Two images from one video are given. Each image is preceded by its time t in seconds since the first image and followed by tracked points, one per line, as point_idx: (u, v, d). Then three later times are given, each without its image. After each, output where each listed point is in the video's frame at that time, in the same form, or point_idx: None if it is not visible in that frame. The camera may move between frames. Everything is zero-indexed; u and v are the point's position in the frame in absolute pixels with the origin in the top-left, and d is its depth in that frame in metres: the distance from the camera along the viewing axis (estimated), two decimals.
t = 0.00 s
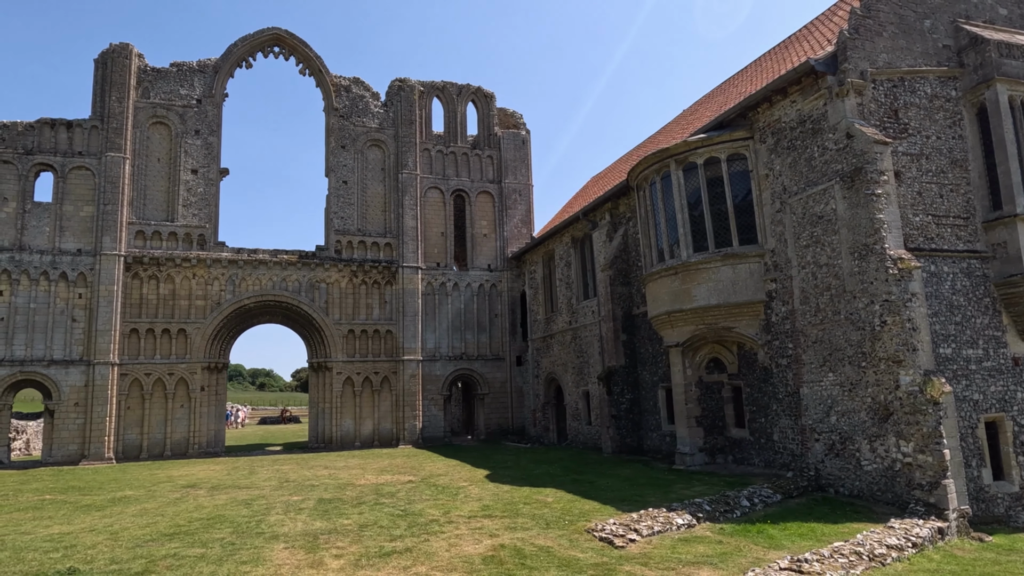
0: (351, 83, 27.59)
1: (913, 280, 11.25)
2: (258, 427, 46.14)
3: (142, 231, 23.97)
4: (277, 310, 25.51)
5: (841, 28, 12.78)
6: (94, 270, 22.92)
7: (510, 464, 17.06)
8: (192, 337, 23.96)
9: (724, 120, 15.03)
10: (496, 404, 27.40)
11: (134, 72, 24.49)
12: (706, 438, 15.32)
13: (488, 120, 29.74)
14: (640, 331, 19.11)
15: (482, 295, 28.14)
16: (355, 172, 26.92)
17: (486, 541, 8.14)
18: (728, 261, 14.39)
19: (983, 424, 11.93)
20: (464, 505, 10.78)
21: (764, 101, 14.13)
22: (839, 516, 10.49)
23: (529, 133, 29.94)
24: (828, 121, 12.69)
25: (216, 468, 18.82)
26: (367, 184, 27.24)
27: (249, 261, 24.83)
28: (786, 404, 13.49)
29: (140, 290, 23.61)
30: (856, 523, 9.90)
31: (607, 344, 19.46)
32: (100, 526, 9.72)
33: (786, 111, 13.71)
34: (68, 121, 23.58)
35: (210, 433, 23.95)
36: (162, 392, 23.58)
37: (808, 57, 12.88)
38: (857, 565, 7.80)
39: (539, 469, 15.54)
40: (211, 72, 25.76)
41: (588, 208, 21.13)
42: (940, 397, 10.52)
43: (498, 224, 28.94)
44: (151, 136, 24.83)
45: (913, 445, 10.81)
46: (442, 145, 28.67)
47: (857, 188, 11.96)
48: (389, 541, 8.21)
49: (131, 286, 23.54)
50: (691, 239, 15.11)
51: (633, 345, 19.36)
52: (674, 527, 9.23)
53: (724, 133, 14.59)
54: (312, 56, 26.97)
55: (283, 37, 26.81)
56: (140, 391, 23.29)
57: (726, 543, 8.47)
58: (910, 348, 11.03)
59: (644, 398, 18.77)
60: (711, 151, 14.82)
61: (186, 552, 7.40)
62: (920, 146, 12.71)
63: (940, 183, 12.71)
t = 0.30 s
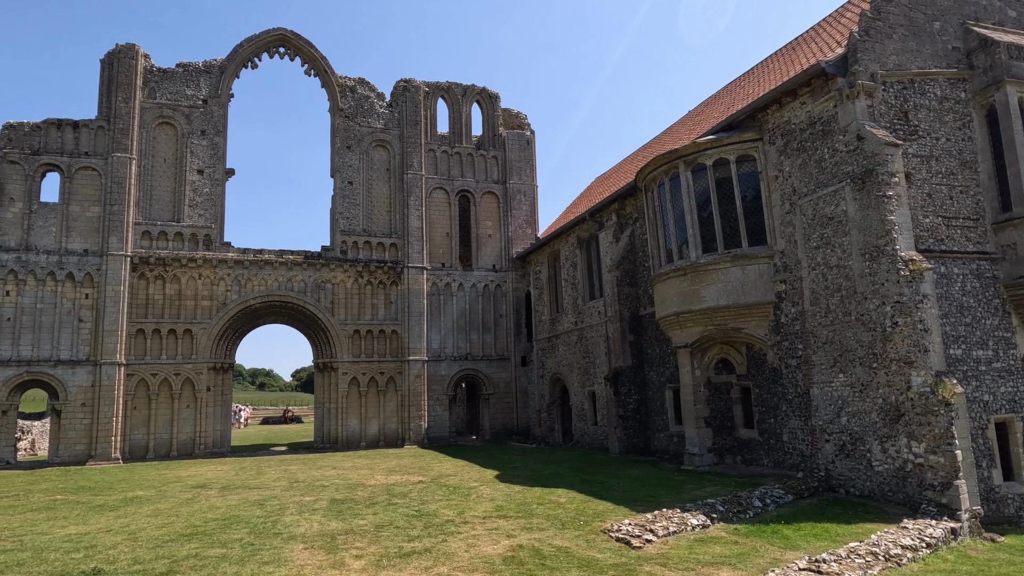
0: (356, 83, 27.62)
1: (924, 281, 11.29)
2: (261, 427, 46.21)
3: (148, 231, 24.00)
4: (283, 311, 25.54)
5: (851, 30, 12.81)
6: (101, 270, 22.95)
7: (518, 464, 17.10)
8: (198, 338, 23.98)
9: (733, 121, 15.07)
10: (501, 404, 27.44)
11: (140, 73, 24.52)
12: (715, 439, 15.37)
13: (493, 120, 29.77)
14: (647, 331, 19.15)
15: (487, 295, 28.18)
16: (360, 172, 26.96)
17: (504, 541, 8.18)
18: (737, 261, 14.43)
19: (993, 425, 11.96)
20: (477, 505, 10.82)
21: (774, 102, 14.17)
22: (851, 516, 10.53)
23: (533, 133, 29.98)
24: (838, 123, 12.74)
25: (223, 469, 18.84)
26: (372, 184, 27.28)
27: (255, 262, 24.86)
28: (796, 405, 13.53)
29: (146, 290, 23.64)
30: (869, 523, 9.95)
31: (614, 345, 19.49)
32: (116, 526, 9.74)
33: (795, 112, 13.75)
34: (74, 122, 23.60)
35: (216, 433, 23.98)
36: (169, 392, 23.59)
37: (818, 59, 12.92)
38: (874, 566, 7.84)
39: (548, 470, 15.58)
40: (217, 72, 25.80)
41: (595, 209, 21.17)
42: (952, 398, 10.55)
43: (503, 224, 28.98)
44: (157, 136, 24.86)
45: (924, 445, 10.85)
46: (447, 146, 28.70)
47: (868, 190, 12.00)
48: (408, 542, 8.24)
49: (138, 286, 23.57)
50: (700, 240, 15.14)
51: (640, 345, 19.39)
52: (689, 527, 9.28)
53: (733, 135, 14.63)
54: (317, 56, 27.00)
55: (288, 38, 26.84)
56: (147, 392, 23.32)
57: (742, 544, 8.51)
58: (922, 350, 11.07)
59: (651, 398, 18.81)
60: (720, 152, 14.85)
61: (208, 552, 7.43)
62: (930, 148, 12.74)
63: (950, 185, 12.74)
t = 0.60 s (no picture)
0: (361, 83, 27.64)
1: (937, 281, 11.31)
2: (263, 428, 46.26)
3: (155, 231, 24.01)
4: (289, 311, 25.55)
5: (863, 31, 12.85)
6: (107, 270, 22.95)
7: (527, 464, 17.11)
8: (204, 337, 23.99)
9: (743, 121, 15.11)
10: (506, 404, 27.47)
11: (147, 73, 24.54)
12: (724, 439, 15.40)
13: (498, 121, 29.81)
14: (655, 331, 19.17)
15: (492, 296, 28.19)
16: (366, 172, 26.98)
17: (523, 540, 8.19)
18: (748, 261, 14.45)
19: (1004, 424, 11.97)
20: (492, 505, 10.83)
21: (785, 103, 14.20)
22: (865, 516, 10.55)
23: (538, 134, 30.02)
24: (850, 124, 12.78)
25: (231, 468, 18.84)
26: (378, 184, 27.30)
27: (261, 262, 24.86)
28: (807, 405, 13.56)
29: (153, 290, 23.65)
30: (884, 522, 9.97)
31: (621, 345, 19.52)
32: (133, 525, 9.75)
33: (806, 113, 13.79)
34: (81, 121, 23.61)
35: (223, 433, 24.00)
36: (175, 392, 23.60)
37: (830, 60, 12.95)
38: (893, 564, 7.87)
39: (558, 469, 15.60)
40: (223, 72, 25.82)
41: (602, 209, 21.21)
42: (965, 398, 10.58)
43: (508, 224, 29.01)
44: (163, 136, 24.88)
45: (938, 445, 10.87)
46: (452, 146, 28.72)
47: (881, 190, 12.03)
48: (428, 540, 8.25)
49: (144, 286, 23.58)
50: (710, 240, 15.17)
51: (648, 345, 19.42)
52: (706, 526, 9.30)
53: (743, 135, 14.66)
54: (323, 56, 27.02)
55: (294, 38, 26.86)
56: (153, 391, 23.32)
57: (761, 543, 8.53)
58: (935, 349, 11.09)
59: (658, 398, 18.84)
60: (731, 153, 14.89)
61: (230, 551, 7.44)
62: (942, 148, 12.76)
63: (961, 185, 12.75)
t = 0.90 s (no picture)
0: (367, 83, 27.64)
1: (951, 282, 11.33)
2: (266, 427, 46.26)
3: (162, 231, 24.03)
4: (296, 311, 25.56)
5: (876, 32, 12.86)
6: (115, 270, 22.97)
7: (537, 464, 17.13)
8: (211, 338, 24.01)
9: (754, 122, 15.12)
10: (512, 404, 27.50)
11: (154, 73, 24.54)
12: (735, 439, 15.42)
13: (504, 120, 29.81)
14: (663, 332, 19.19)
15: (498, 295, 28.21)
16: (372, 172, 26.99)
17: (544, 542, 8.22)
18: (759, 262, 14.46)
19: (1018, 425, 11.96)
20: (508, 505, 10.85)
21: (796, 103, 14.21)
22: (881, 517, 10.57)
23: (543, 133, 30.02)
24: (863, 125, 12.79)
25: (240, 469, 18.86)
26: (384, 184, 27.32)
27: (268, 262, 24.87)
28: (818, 405, 13.58)
29: (160, 290, 23.66)
30: (900, 523, 9.99)
31: (630, 345, 19.54)
32: (151, 527, 9.77)
33: (818, 113, 13.80)
34: (88, 122, 23.62)
35: (230, 433, 24.02)
36: (182, 392, 23.62)
37: (842, 61, 12.96)
38: (913, 566, 7.89)
39: (569, 469, 15.63)
40: (230, 72, 25.83)
41: (610, 209, 21.22)
42: (980, 398, 10.60)
43: (514, 224, 29.02)
44: (170, 136, 24.89)
45: (952, 445, 10.89)
46: (458, 146, 28.72)
47: (894, 191, 12.05)
48: (449, 542, 8.27)
49: (151, 286, 23.59)
50: (721, 241, 15.18)
51: (656, 345, 19.44)
52: (723, 527, 9.33)
53: (755, 136, 14.66)
54: (329, 56, 27.01)
55: (300, 37, 26.85)
56: (161, 391, 23.35)
57: (780, 544, 8.55)
58: (949, 350, 11.11)
59: (667, 398, 18.87)
60: (742, 153, 14.90)
61: (255, 553, 7.46)
62: (954, 149, 12.75)
63: (974, 186, 12.73)
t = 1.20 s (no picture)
0: (373, 83, 27.69)
1: (964, 282, 11.38)
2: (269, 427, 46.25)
3: (169, 231, 24.07)
4: (302, 311, 25.60)
5: (887, 33, 12.91)
6: (122, 270, 23.00)
7: (546, 464, 17.18)
8: (218, 338, 24.06)
9: (764, 122, 15.18)
10: (518, 403, 27.56)
11: (160, 73, 24.58)
12: (745, 438, 15.48)
13: (509, 120, 29.86)
14: (671, 332, 19.24)
15: (504, 295, 28.26)
16: (378, 172, 27.03)
17: (565, 540, 8.27)
18: (769, 262, 14.52)
19: None
20: (523, 505, 10.90)
21: (806, 104, 14.27)
22: (895, 516, 10.63)
23: (548, 133, 30.07)
24: (874, 126, 12.86)
25: (249, 468, 18.91)
26: (390, 184, 27.37)
27: (275, 262, 24.92)
28: (829, 405, 13.64)
29: (167, 290, 23.70)
30: (914, 522, 10.05)
31: (638, 345, 19.61)
32: (170, 526, 9.82)
33: (828, 114, 13.86)
34: (95, 122, 23.67)
35: (237, 433, 24.07)
36: (189, 392, 23.66)
37: (853, 62, 13.02)
38: (932, 564, 7.95)
39: (579, 469, 15.69)
40: (236, 72, 25.87)
41: (617, 209, 21.28)
42: (992, 398, 10.66)
43: (519, 224, 29.08)
44: (176, 136, 24.93)
45: (965, 445, 10.96)
46: (463, 146, 28.77)
47: (906, 192, 12.11)
48: (470, 541, 8.33)
49: (158, 286, 23.63)
50: (731, 241, 15.24)
51: (664, 345, 19.51)
52: (740, 526, 9.38)
53: (765, 136, 14.72)
54: (335, 56, 27.06)
55: (306, 37, 26.88)
56: (168, 391, 23.39)
57: (797, 542, 8.61)
58: (962, 350, 11.17)
59: (675, 398, 18.93)
60: (752, 154, 14.96)
61: (279, 551, 7.52)
62: (965, 150, 12.80)
63: (984, 187, 12.78)
